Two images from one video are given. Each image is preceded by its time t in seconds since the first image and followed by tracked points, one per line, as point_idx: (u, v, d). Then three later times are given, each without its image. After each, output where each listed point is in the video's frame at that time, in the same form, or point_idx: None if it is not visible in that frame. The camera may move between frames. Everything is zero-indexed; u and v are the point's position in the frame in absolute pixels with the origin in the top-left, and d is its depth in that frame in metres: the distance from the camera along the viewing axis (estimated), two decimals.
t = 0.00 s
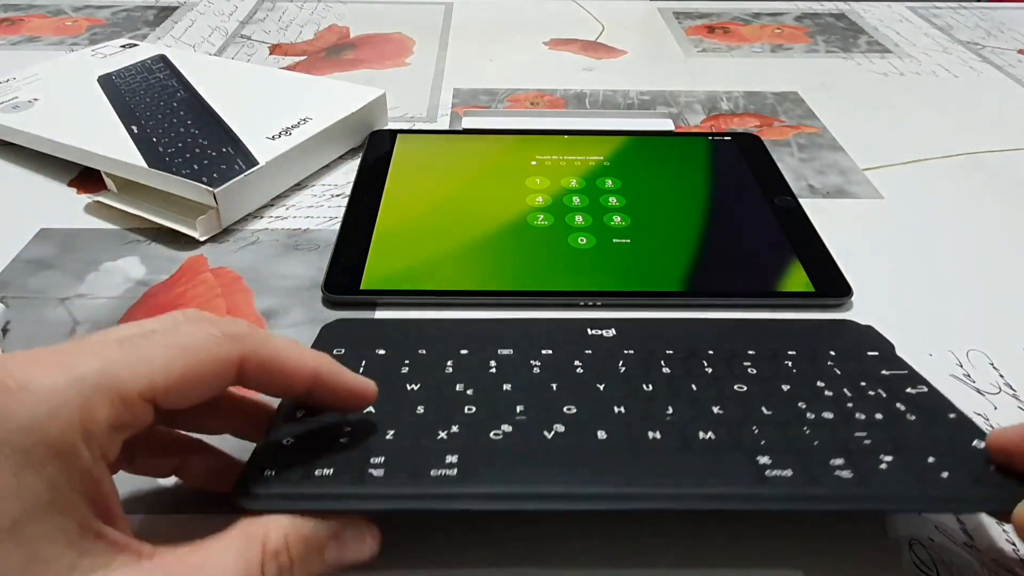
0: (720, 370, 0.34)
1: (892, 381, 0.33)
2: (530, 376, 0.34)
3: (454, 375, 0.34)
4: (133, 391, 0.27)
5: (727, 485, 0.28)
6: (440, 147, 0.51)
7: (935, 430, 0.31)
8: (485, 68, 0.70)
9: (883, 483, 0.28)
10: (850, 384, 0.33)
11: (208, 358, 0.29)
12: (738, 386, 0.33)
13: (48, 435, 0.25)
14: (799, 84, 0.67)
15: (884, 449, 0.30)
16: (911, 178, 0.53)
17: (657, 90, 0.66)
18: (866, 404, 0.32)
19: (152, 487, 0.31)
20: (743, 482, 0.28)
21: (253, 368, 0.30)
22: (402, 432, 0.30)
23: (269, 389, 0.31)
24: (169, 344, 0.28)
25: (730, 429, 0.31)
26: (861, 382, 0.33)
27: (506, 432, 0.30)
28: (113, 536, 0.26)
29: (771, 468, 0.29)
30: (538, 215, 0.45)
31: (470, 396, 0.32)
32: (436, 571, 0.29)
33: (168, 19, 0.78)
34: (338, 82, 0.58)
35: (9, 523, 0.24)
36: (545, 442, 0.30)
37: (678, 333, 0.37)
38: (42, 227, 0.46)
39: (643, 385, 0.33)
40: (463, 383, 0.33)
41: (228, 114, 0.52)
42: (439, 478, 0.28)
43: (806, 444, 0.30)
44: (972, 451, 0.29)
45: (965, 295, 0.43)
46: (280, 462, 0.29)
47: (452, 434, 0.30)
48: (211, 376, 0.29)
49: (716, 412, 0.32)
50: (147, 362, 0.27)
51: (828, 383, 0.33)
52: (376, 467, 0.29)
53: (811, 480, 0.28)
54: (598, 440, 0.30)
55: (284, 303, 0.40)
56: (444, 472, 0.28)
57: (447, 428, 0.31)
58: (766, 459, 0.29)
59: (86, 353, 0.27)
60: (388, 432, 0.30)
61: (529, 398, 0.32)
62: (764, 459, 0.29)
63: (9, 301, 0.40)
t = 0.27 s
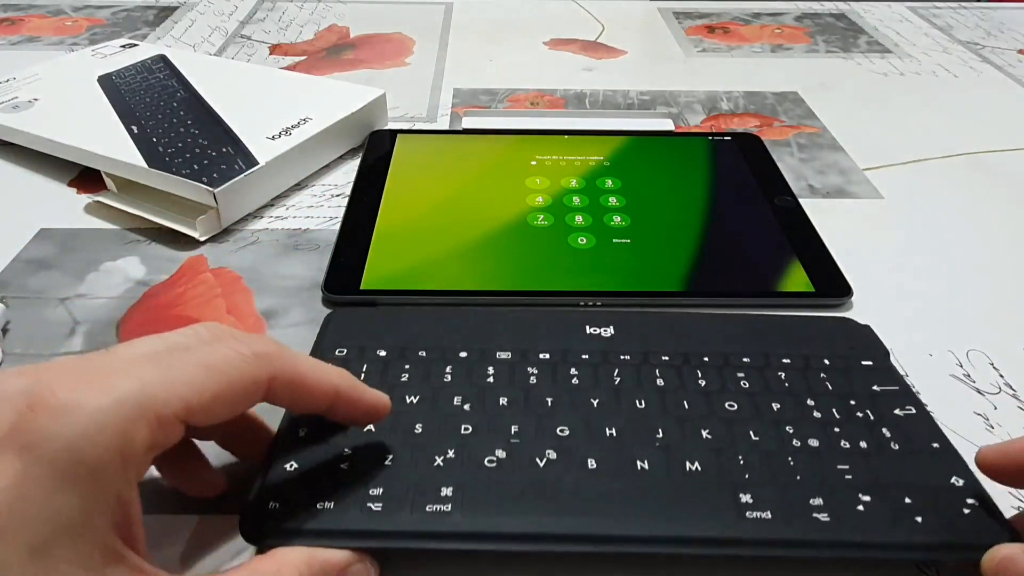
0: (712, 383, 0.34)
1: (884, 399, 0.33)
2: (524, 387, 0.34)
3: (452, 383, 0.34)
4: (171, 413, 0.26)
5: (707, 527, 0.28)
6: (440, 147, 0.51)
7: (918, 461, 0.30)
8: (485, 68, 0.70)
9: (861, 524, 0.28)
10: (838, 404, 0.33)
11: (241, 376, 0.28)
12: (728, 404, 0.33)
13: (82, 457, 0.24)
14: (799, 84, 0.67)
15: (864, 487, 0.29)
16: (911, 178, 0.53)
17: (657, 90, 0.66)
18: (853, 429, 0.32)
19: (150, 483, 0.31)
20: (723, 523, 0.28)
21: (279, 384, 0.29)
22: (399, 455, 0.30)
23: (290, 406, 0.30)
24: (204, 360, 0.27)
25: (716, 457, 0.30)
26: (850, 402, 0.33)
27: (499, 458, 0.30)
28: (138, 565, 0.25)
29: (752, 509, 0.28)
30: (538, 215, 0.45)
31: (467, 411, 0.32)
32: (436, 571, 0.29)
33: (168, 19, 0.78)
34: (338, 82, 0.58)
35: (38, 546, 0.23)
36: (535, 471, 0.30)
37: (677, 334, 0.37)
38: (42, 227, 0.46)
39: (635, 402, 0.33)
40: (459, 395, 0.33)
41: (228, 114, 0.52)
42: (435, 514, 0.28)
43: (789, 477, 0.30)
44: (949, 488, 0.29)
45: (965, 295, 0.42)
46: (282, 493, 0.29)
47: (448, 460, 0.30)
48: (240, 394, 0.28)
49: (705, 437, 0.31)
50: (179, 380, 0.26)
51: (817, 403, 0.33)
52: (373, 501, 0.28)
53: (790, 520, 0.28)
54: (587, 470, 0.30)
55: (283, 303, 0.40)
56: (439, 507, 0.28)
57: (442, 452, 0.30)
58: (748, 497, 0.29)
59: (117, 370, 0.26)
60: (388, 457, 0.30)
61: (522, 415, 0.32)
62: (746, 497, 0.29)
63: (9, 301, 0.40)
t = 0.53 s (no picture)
0: (712, 388, 0.34)
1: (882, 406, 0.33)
2: (525, 392, 0.34)
3: (452, 389, 0.34)
4: (184, 421, 0.26)
5: (705, 536, 0.28)
6: (440, 147, 0.51)
7: (916, 470, 0.30)
8: (485, 68, 0.70)
9: (858, 534, 0.28)
10: (837, 410, 0.33)
11: (252, 383, 0.28)
12: (727, 410, 0.33)
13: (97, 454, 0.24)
14: (799, 84, 0.67)
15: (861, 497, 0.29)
16: (911, 178, 0.53)
17: (657, 90, 0.66)
18: (851, 436, 0.32)
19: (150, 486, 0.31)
20: (720, 533, 0.28)
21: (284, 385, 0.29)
22: (400, 467, 0.30)
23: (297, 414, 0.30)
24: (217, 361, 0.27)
25: (716, 465, 0.30)
26: (849, 407, 0.33)
27: (500, 467, 0.30)
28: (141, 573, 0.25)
29: (750, 519, 0.28)
30: (538, 215, 0.45)
31: (468, 418, 0.32)
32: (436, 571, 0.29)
33: (168, 19, 0.78)
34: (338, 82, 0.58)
35: (51, 552, 0.23)
36: (535, 480, 0.30)
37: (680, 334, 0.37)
38: (42, 227, 0.46)
39: (635, 408, 0.33)
40: (459, 401, 0.33)
41: (228, 114, 0.52)
42: (435, 526, 0.28)
43: (788, 486, 0.29)
44: (947, 497, 0.29)
45: (966, 295, 0.42)
46: (286, 506, 0.28)
47: (449, 469, 0.30)
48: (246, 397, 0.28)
49: (704, 444, 0.31)
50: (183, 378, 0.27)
51: (816, 409, 0.33)
52: (375, 513, 0.28)
53: (788, 531, 0.28)
54: (587, 479, 0.30)
55: (284, 303, 0.40)
56: (440, 519, 0.28)
57: (443, 461, 0.30)
58: (746, 508, 0.29)
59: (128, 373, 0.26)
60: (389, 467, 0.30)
61: (522, 421, 0.32)
62: (744, 508, 0.29)
63: (9, 301, 0.40)
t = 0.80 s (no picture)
0: (710, 397, 0.34)
1: (879, 413, 0.33)
2: (523, 401, 0.33)
3: (452, 398, 0.33)
4: (137, 410, 0.29)
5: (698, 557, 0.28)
6: (439, 147, 0.51)
7: (909, 485, 0.30)
8: (485, 68, 0.70)
9: (853, 553, 0.28)
10: (835, 419, 0.33)
11: (218, 362, 0.31)
12: (725, 420, 0.33)
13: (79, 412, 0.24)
14: (799, 84, 0.67)
15: (857, 516, 0.29)
16: (911, 178, 0.53)
17: (657, 90, 0.66)
18: (846, 449, 0.32)
19: (151, 488, 0.31)
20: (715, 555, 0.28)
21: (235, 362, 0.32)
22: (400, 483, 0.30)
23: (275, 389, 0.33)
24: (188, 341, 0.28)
25: (711, 482, 0.30)
26: (846, 417, 0.33)
27: (499, 485, 0.30)
28: (95, 572, 0.27)
29: (744, 541, 0.28)
30: (538, 215, 0.45)
31: (467, 430, 0.32)
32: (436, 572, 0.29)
33: (168, 19, 0.78)
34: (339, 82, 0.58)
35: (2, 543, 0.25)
36: (533, 497, 0.29)
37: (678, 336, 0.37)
38: (42, 227, 0.46)
39: (634, 420, 0.33)
40: (459, 412, 0.33)
41: (228, 114, 0.52)
42: (434, 548, 0.28)
43: (785, 503, 0.29)
44: (938, 514, 0.29)
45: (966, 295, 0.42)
46: (287, 526, 0.28)
47: (448, 486, 0.30)
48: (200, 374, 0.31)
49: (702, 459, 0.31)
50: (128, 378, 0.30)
51: (813, 419, 0.33)
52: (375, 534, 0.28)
53: (782, 552, 0.28)
54: (584, 496, 0.29)
55: (284, 304, 0.40)
56: (440, 541, 0.28)
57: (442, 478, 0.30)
58: (740, 528, 0.28)
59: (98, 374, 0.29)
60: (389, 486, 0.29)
61: (519, 431, 0.32)
62: (739, 528, 0.28)
63: (9, 301, 0.40)
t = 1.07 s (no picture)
0: (710, 397, 0.34)
1: (878, 413, 0.33)
2: (523, 402, 0.33)
3: (452, 398, 0.33)
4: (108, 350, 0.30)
5: (699, 557, 0.28)
6: (439, 147, 0.51)
7: (908, 485, 0.30)
8: (485, 68, 0.70)
9: (853, 554, 0.28)
10: (834, 419, 0.33)
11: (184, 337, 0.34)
12: (725, 420, 0.33)
13: (76, 263, 0.20)
14: (798, 84, 0.67)
15: (856, 517, 0.29)
16: (911, 177, 0.53)
17: (657, 90, 0.66)
18: (846, 449, 0.32)
19: (151, 487, 0.31)
20: (716, 556, 0.28)
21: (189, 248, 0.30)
22: (400, 484, 0.30)
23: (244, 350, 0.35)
24: (189, 186, 0.25)
25: (710, 482, 0.30)
26: (845, 416, 0.33)
27: (499, 485, 0.30)
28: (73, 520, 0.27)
29: (743, 541, 0.28)
30: (538, 215, 0.45)
31: (467, 430, 0.32)
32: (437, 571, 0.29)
33: (168, 19, 0.78)
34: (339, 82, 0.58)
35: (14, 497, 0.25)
36: (534, 498, 0.29)
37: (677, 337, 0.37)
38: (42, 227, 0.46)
39: (634, 420, 0.33)
40: (459, 412, 0.33)
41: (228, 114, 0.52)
42: (434, 548, 0.28)
43: (785, 503, 0.29)
44: (938, 515, 0.29)
45: (966, 295, 0.42)
46: (288, 527, 0.28)
47: (448, 487, 0.30)
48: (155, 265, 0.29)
49: (702, 459, 0.31)
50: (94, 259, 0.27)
51: (813, 419, 0.33)
52: (376, 535, 0.28)
53: (782, 553, 0.28)
54: (585, 496, 0.29)
55: (284, 304, 0.40)
56: (440, 541, 0.28)
57: (442, 480, 0.30)
58: (740, 529, 0.28)
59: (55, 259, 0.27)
60: (388, 486, 0.29)
61: (519, 431, 0.32)
62: (739, 528, 0.28)
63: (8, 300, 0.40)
